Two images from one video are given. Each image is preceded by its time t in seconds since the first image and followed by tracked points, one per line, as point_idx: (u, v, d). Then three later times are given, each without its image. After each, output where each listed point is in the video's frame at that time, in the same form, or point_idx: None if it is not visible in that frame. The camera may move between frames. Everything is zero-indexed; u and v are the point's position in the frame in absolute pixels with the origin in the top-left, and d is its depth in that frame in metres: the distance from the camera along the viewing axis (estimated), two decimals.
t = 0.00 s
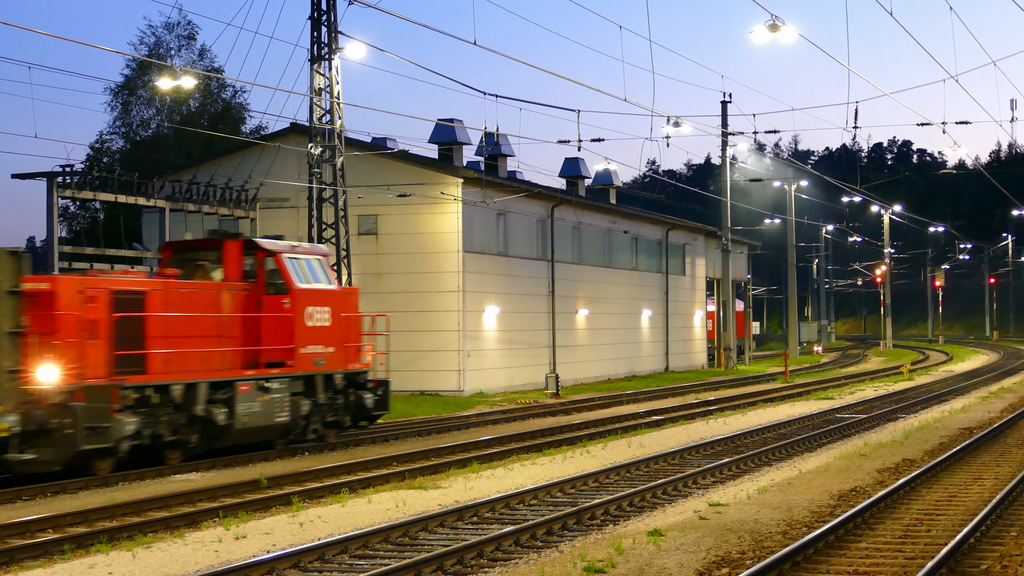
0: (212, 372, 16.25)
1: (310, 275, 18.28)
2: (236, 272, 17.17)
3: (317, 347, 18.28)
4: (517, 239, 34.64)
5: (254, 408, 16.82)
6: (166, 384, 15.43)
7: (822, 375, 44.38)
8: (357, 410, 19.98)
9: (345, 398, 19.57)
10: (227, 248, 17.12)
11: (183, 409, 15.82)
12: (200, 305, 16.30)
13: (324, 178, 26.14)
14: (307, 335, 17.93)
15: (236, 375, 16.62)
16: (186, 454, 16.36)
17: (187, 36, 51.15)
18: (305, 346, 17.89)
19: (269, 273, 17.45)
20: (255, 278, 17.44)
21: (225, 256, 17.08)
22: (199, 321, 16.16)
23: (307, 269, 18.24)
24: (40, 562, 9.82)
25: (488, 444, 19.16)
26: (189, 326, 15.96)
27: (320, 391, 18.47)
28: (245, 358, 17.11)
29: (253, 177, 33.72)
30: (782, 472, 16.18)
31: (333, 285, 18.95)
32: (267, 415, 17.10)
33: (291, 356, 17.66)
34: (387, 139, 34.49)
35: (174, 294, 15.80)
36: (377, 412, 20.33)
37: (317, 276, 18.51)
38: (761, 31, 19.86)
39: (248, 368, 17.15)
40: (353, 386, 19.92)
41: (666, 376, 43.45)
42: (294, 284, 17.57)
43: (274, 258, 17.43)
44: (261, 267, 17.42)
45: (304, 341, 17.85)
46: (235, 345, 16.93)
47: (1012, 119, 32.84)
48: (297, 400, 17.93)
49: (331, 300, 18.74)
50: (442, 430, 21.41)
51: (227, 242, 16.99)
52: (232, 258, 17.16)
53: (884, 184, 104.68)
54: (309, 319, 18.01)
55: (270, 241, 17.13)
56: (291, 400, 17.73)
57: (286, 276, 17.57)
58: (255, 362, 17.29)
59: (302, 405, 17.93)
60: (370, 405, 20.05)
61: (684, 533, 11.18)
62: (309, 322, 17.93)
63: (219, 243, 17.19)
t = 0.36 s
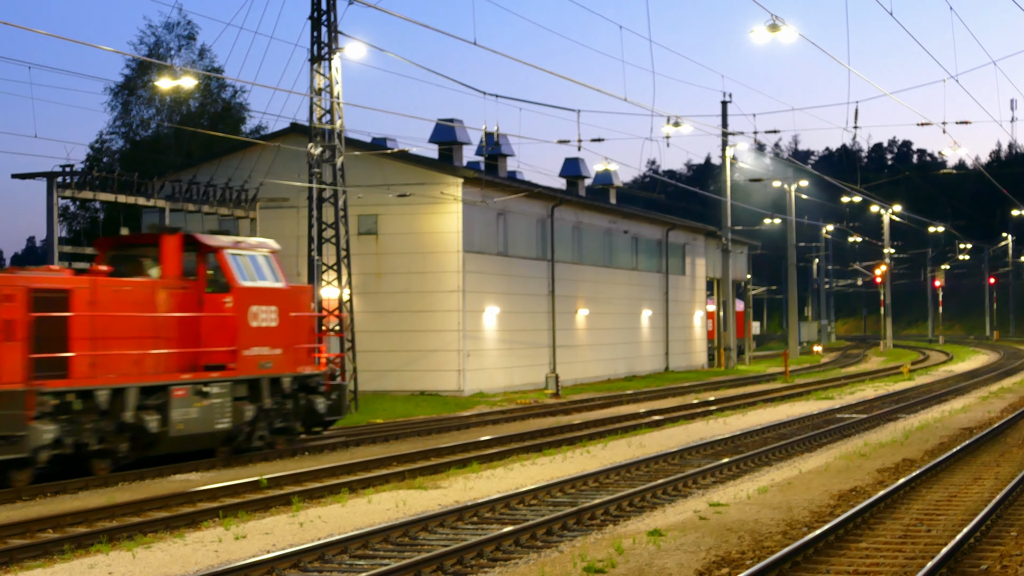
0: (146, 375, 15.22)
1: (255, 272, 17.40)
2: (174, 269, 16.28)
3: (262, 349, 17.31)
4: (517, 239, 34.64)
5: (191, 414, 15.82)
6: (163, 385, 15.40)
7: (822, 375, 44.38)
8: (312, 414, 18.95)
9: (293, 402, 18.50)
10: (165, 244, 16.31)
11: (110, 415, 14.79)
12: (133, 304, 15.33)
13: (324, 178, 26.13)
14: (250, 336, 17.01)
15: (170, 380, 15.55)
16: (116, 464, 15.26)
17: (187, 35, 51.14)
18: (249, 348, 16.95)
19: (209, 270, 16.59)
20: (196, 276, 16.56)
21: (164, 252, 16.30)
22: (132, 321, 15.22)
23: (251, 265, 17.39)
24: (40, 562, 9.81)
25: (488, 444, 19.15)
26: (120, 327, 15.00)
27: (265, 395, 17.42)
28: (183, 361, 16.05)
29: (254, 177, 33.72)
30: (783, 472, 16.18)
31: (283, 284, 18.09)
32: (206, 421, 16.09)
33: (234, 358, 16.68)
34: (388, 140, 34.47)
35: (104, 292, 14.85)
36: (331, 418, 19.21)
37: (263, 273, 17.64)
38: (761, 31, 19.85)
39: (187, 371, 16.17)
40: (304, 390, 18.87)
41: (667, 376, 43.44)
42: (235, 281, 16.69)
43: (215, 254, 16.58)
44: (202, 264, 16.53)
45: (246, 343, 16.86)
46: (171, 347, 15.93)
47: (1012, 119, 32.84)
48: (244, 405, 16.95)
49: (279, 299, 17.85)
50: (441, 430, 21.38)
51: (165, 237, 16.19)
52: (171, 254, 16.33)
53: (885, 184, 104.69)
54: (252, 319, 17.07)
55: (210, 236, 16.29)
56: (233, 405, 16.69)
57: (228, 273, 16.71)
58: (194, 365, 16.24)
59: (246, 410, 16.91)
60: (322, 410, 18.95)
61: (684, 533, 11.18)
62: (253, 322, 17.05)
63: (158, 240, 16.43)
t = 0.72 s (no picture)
0: (69, 381, 14.08)
1: (191, 270, 16.41)
2: (105, 266, 15.13)
3: (199, 351, 16.28)
4: (517, 239, 34.65)
5: (118, 422, 14.68)
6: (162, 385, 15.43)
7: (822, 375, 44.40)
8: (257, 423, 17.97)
9: (237, 407, 17.53)
10: (97, 238, 15.07)
11: (27, 424, 13.66)
12: (56, 304, 14.18)
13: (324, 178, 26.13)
14: (186, 337, 15.99)
15: (96, 385, 14.41)
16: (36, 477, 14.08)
17: (187, 35, 51.10)
18: (184, 351, 15.93)
19: (142, 268, 15.61)
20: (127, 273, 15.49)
21: (95, 247, 15.03)
22: (55, 322, 14.06)
23: (188, 263, 16.40)
24: (40, 562, 9.81)
25: (488, 444, 19.15)
26: (40, 329, 13.85)
27: (204, 401, 16.45)
28: (112, 365, 14.95)
29: (254, 177, 33.73)
30: (783, 472, 16.18)
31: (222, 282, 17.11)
32: (136, 428, 14.96)
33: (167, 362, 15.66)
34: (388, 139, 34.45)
35: (22, 290, 13.65)
36: (277, 424, 18.31)
37: (202, 270, 16.68)
38: (761, 32, 19.84)
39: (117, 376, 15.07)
40: (249, 394, 17.89)
41: (666, 376, 43.45)
42: (169, 278, 15.76)
43: (148, 251, 15.59)
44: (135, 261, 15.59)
45: (182, 345, 15.86)
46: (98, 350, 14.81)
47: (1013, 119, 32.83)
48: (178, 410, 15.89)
49: (217, 298, 16.86)
50: (441, 430, 21.36)
51: (96, 231, 14.98)
52: (103, 249, 15.12)
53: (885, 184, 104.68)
54: (187, 320, 16.05)
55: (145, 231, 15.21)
56: (166, 411, 15.64)
57: (162, 270, 15.73)
58: (123, 368, 15.10)
59: (181, 417, 15.86)
60: (269, 416, 18.01)
61: (684, 533, 11.18)
62: (189, 322, 16.05)
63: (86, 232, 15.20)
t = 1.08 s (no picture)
0: None
1: (120, 266, 14.89)
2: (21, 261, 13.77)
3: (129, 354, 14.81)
4: (517, 239, 34.65)
5: (35, 431, 13.06)
6: (162, 386, 15.50)
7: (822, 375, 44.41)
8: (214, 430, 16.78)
9: (174, 414, 15.93)
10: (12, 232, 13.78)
11: None
12: None
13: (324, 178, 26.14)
14: (115, 338, 14.54)
15: (7, 390, 12.87)
16: None
17: (187, 36, 51.10)
18: (111, 354, 14.46)
19: (65, 263, 14.19)
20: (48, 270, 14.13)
21: (10, 242, 13.76)
22: None
23: (116, 257, 14.88)
24: (40, 562, 9.81)
25: (488, 444, 19.16)
26: None
27: (134, 407, 14.86)
28: (28, 370, 13.51)
29: (253, 177, 33.73)
30: (782, 472, 16.18)
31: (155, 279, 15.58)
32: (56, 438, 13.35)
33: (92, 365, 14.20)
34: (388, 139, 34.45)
35: None
36: (218, 432, 16.73)
37: (132, 266, 15.15)
38: (761, 32, 19.86)
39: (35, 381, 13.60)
40: (186, 400, 16.29)
41: (666, 376, 43.45)
42: (94, 275, 14.28)
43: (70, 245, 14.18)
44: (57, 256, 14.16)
45: (108, 348, 14.40)
46: (13, 354, 13.38)
47: (1012, 119, 32.84)
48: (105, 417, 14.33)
49: (150, 296, 15.37)
50: (441, 430, 21.37)
51: (10, 223, 13.66)
52: (19, 244, 13.84)
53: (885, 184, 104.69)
54: (115, 321, 14.61)
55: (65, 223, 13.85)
56: (90, 418, 14.03)
57: (87, 265, 14.28)
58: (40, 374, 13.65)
59: (107, 425, 14.28)
60: (208, 423, 16.42)
61: (684, 533, 11.19)
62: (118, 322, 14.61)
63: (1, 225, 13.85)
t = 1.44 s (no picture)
0: None
1: (38, 262, 13.09)
2: None
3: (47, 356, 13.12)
4: (517, 239, 34.64)
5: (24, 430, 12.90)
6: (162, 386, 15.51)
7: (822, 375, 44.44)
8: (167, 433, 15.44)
9: (100, 421, 14.16)
10: None
11: None
12: None
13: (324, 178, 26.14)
14: (30, 340, 12.84)
15: None
16: None
17: (187, 35, 51.11)
18: (25, 358, 12.79)
19: None
20: None
21: None
22: None
23: (34, 253, 13.06)
24: (40, 562, 9.81)
25: (488, 444, 19.14)
26: None
27: (52, 415, 13.16)
28: None
29: (253, 177, 33.73)
30: (782, 472, 16.18)
31: (80, 275, 13.77)
32: None
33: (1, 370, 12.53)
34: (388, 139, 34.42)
35: None
36: (151, 440, 14.87)
37: (51, 262, 13.31)
38: (761, 31, 19.85)
39: None
40: (114, 406, 14.49)
41: (666, 376, 43.46)
42: (7, 272, 12.55)
43: None
44: None
45: (23, 350, 12.73)
46: None
47: (1012, 119, 32.86)
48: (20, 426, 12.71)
49: (74, 294, 13.61)
50: (441, 430, 21.35)
51: None
52: None
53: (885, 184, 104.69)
54: (32, 322, 12.90)
55: None
56: None
57: None
58: None
59: (21, 433, 12.61)
60: (139, 431, 14.60)
61: (684, 533, 11.19)
62: (34, 323, 12.90)
63: None
